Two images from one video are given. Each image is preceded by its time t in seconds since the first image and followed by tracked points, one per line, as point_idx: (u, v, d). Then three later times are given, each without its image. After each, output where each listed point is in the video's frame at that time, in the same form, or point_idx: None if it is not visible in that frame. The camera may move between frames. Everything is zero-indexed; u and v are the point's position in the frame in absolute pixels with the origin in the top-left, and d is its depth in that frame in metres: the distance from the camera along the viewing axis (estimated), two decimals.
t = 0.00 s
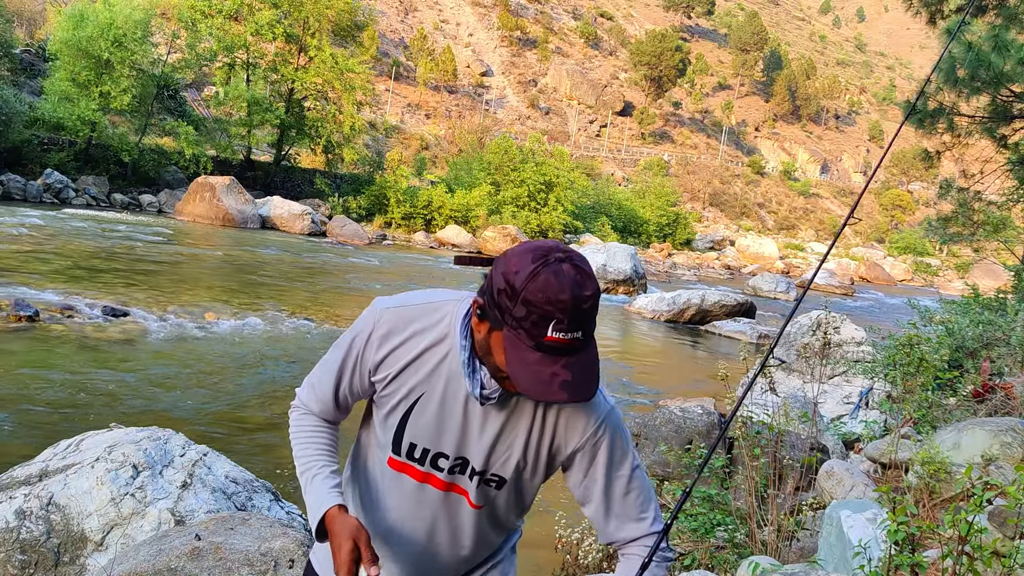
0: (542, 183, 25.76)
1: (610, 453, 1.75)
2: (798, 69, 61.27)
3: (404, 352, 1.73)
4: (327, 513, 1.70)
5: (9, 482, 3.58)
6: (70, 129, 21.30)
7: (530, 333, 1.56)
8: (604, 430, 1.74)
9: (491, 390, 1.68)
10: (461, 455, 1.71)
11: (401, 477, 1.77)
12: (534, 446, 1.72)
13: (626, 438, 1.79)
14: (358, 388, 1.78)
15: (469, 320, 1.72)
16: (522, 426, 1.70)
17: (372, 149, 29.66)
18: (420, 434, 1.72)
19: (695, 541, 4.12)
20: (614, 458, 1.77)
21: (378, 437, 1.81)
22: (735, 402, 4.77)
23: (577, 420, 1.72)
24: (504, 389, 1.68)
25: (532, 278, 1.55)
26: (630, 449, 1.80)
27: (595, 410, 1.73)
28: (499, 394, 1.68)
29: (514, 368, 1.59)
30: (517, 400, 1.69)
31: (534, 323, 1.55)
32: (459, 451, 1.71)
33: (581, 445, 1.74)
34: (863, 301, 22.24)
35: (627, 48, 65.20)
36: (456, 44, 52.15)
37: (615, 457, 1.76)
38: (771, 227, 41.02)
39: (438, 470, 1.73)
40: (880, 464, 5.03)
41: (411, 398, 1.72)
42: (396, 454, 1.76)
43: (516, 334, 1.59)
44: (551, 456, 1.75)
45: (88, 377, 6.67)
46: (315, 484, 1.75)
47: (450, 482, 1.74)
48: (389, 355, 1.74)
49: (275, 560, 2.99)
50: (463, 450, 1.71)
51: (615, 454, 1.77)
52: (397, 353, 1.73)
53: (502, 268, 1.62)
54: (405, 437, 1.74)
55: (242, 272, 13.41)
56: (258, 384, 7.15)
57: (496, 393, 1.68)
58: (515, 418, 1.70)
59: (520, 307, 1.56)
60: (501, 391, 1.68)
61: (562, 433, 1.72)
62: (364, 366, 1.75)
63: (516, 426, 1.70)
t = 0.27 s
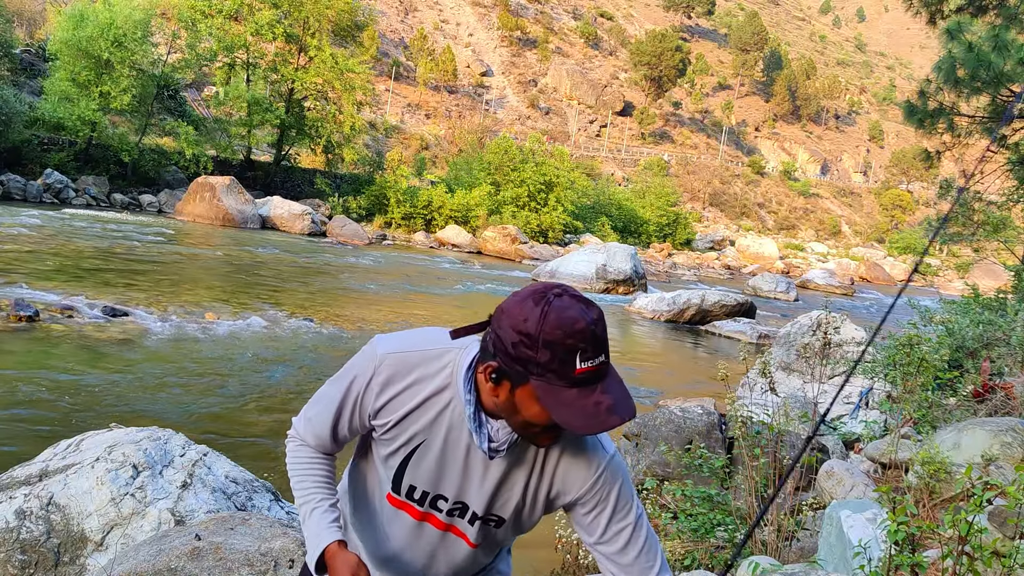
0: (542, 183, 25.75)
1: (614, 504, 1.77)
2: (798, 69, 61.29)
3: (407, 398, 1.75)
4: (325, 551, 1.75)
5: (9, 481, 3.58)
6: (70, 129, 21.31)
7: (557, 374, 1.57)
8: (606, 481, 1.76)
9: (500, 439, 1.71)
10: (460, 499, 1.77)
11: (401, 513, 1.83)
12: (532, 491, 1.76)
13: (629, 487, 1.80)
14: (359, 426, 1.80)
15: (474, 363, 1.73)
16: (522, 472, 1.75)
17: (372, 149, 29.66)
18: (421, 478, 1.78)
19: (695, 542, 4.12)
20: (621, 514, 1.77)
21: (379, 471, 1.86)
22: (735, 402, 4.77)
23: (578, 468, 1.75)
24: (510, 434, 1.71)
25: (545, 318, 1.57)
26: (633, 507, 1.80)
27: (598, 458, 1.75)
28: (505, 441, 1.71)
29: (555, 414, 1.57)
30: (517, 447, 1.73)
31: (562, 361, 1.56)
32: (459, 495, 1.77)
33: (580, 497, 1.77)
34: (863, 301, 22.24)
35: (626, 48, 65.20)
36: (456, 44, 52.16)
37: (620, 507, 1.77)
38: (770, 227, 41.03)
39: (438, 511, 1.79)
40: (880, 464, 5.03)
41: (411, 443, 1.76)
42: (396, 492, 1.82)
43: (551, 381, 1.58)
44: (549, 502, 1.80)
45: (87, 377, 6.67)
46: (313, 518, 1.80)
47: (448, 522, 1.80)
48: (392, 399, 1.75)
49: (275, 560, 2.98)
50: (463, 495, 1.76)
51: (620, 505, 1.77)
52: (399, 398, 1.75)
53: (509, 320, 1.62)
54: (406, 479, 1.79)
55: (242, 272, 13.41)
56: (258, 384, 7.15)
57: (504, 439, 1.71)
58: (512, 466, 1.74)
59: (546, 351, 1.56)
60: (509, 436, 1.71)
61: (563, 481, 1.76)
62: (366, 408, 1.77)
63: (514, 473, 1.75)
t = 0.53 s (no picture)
0: (542, 183, 25.75)
1: (614, 527, 1.83)
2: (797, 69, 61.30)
3: (417, 416, 1.75)
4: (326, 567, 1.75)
5: (9, 482, 3.58)
6: (70, 129, 21.31)
7: (584, 391, 1.58)
8: (606, 504, 1.81)
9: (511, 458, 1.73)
10: (466, 518, 1.79)
11: (404, 528, 1.85)
12: (536, 512, 1.80)
13: (626, 514, 1.86)
14: (365, 443, 1.79)
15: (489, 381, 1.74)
16: (528, 493, 1.78)
17: (372, 149, 29.67)
18: (427, 495, 1.79)
19: (695, 541, 4.12)
20: (617, 537, 1.83)
21: (384, 483, 1.85)
22: (735, 401, 4.76)
23: (581, 488, 1.80)
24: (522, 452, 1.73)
25: (568, 336, 1.57)
26: (626, 533, 1.85)
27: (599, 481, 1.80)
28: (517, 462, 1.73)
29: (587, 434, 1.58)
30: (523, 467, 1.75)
31: (589, 378, 1.57)
32: (464, 514, 1.79)
33: (582, 517, 1.82)
34: (863, 301, 22.24)
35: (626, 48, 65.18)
36: (456, 44, 52.15)
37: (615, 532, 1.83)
38: (770, 227, 41.03)
39: (443, 528, 1.82)
40: (880, 463, 5.03)
41: (419, 461, 1.77)
42: (400, 508, 1.84)
43: (581, 398, 1.58)
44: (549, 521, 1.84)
45: (87, 377, 6.68)
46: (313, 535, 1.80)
47: (452, 540, 1.84)
48: (402, 418, 1.76)
49: (275, 560, 2.98)
50: (468, 515, 1.79)
51: (618, 528, 1.83)
52: (409, 417, 1.75)
53: (530, 340, 1.62)
54: (412, 497, 1.80)
55: (242, 272, 13.41)
56: (258, 384, 7.15)
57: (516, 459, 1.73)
58: (518, 486, 1.77)
59: (573, 369, 1.56)
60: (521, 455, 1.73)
61: (566, 502, 1.81)
62: (375, 425, 1.76)
63: (519, 494, 1.78)
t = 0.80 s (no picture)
0: (542, 182, 25.75)
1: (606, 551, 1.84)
2: (798, 69, 61.31)
3: (422, 429, 1.75)
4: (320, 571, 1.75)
5: (9, 481, 3.58)
6: (70, 129, 21.32)
7: (583, 399, 1.59)
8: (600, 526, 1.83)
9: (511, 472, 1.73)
10: (464, 532, 1.80)
11: (401, 536, 1.85)
12: (532, 529, 1.81)
13: (620, 536, 1.88)
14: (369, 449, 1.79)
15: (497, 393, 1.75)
16: (528, 509, 1.79)
17: (372, 149, 29.68)
18: (427, 507, 1.79)
19: (694, 541, 4.13)
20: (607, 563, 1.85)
21: (384, 491, 1.85)
22: (735, 402, 4.76)
23: (581, 508, 1.81)
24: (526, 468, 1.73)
25: (569, 343, 1.61)
26: (616, 559, 1.87)
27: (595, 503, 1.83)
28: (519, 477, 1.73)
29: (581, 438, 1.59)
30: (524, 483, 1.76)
31: (587, 386, 1.59)
32: (462, 528, 1.80)
33: (576, 537, 1.83)
34: (862, 301, 22.24)
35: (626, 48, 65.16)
36: (456, 44, 52.15)
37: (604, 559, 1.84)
38: (770, 227, 41.03)
39: (441, 540, 1.82)
40: (880, 464, 5.03)
41: (421, 473, 1.77)
42: (398, 516, 1.83)
43: (576, 407, 1.60)
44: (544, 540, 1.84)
45: (87, 376, 6.68)
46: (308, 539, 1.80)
47: (448, 553, 1.84)
48: (408, 428, 1.75)
49: (275, 560, 2.98)
50: (466, 530, 1.80)
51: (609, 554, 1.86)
52: (415, 428, 1.75)
53: (533, 349, 1.65)
54: (412, 508, 1.80)
55: (242, 272, 13.40)
56: (258, 385, 7.15)
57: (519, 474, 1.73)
58: (518, 501, 1.78)
59: (570, 375, 1.59)
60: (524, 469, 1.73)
61: (564, 522, 1.82)
62: (380, 434, 1.76)
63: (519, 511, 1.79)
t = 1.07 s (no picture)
0: (542, 183, 25.75)
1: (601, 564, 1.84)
2: (798, 69, 61.32)
3: (422, 437, 1.75)
4: None
5: (9, 482, 3.58)
6: (70, 129, 21.31)
7: (555, 412, 1.58)
8: (597, 541, 1.83)
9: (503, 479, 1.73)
10: (464, 538, 1.80)
11: (400, 543, 1.85)
12: (529, 537, 1.82)
13: (618, 548, 1.88)
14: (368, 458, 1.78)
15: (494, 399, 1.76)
16: (528, 518, 1.80)
17: (372, 149, 29.68)
18: (427, 515, 1.79)
19: (695, 541, 4.13)
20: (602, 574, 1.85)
21: (384, 498, 1.85)
22: (734, 402, 4.76)
23: (580, 519, 1.82)
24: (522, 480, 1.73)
25: (557, 355, 1.61)
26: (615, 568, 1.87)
27: (592, 512, 1.82)
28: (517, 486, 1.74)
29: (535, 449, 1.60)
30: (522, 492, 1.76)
31: (558, 400, 1.58)
32: (462, 535, 1.80)
33: (570, 545, 1.83)
34: (862, 301, 22.25)
35: (626, 48, 65.19)
36: (456, 44, 52.14)
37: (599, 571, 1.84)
38: (771, 227, 41.01)
39: (441, 547, 1.82)
40: (880, 464, 5.03)
41: (420, 480, 1.77)
42: (399, 524, 1.83)
43: (545, 415, 1.60)
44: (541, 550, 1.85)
45: (87, 377, 6.68)
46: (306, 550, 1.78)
47: (448, 559, 1.84)
48: (407, 436, 1.75)
49: (275, 560, 2.98)
50: (466, 536, 1.80)
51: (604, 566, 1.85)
52: (417, 438, 1.75)
53: (526, 351, 1.67)
54: (411, 514, 1.80)
55: (242, 272, 13.40)
56: (258, 385, 7.15)
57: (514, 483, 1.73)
58: (517, 510, 1.79)
59: (547, 385, 1.59)
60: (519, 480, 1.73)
61: (561, 531, 1.82)
62: (379, 445, 1.75)
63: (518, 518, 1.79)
